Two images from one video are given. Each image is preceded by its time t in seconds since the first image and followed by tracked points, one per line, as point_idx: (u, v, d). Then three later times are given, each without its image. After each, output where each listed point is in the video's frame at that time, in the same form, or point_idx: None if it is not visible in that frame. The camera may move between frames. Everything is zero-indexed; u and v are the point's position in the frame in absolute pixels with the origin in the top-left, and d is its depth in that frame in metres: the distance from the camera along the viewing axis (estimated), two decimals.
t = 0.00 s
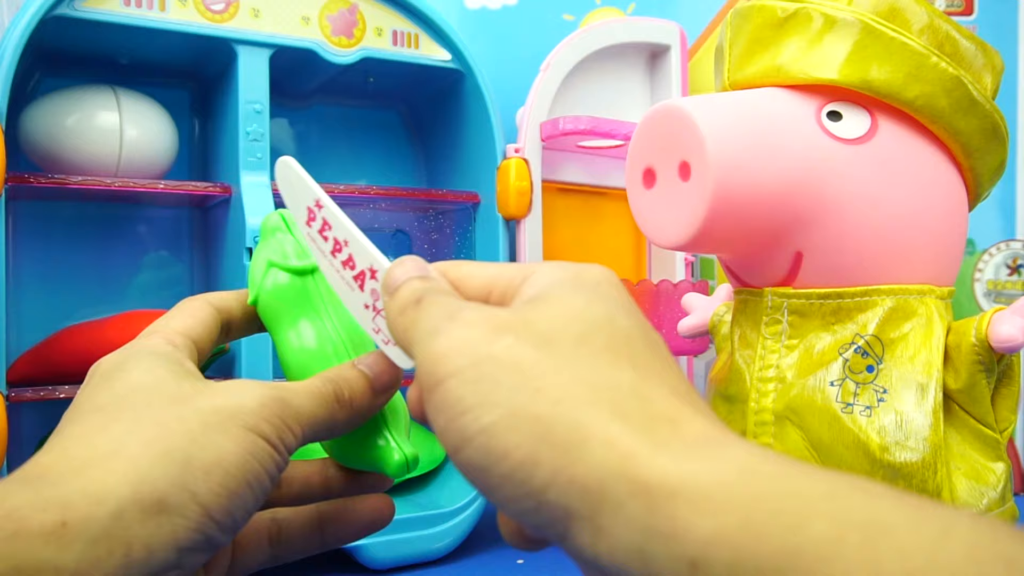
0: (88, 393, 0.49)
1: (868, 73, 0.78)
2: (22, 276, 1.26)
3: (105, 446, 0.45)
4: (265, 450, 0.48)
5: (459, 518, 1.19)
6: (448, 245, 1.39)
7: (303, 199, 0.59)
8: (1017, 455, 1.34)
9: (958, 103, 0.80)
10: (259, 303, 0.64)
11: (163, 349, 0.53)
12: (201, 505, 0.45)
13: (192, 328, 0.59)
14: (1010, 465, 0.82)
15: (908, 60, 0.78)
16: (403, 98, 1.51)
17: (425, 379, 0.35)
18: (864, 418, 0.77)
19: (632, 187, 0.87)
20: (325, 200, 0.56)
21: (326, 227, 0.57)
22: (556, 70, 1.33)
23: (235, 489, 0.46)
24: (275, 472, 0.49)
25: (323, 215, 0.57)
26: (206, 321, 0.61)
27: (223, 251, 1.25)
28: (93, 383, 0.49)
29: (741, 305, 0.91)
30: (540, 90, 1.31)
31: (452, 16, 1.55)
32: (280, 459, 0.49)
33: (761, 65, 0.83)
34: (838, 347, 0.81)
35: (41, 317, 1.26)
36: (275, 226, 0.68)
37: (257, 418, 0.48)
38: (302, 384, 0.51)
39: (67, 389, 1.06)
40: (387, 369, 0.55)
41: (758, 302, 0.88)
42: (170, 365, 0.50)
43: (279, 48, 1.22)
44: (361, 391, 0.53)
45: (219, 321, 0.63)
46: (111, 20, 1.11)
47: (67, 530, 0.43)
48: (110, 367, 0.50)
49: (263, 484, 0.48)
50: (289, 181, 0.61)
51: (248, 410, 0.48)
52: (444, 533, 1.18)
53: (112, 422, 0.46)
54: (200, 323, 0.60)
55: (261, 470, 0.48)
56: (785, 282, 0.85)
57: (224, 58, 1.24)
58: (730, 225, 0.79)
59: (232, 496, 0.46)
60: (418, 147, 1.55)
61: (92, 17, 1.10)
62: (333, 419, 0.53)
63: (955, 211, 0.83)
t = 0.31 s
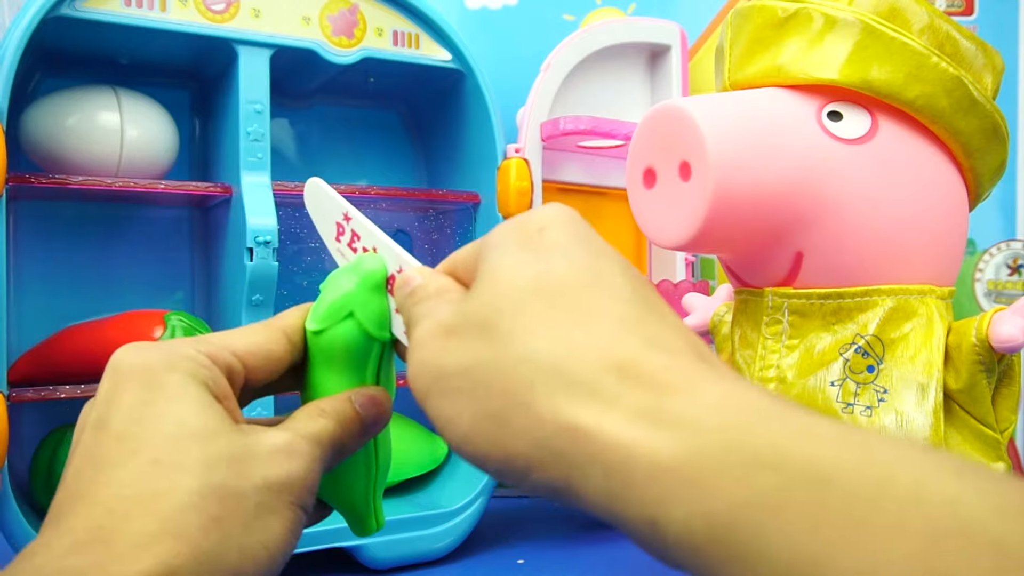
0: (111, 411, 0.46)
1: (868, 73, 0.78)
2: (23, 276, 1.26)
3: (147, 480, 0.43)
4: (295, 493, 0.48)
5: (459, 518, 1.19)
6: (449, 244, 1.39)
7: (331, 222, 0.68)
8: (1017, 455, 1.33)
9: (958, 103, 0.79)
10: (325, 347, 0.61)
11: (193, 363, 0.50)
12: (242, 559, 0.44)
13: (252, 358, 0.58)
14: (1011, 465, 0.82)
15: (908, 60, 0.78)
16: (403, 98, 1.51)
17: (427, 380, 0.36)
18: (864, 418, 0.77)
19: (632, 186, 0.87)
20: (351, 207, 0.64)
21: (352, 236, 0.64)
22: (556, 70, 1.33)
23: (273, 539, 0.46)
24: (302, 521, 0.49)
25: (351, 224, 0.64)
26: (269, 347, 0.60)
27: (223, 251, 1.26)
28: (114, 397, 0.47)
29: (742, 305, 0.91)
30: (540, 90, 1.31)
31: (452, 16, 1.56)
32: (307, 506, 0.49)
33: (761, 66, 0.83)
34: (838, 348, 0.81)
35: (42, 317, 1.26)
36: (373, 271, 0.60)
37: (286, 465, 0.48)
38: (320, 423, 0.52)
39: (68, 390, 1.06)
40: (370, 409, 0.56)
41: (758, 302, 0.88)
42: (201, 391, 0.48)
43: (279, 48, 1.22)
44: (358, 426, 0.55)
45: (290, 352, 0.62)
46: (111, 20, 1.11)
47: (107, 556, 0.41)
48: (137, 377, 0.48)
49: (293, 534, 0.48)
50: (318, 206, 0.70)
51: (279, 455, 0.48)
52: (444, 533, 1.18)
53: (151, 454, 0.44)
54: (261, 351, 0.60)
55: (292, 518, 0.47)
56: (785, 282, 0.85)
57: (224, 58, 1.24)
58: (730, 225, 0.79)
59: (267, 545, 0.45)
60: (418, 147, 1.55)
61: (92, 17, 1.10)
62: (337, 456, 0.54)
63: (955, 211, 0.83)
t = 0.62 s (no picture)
0: (111, 396, 0.43)
1: (868, 73, 0.78)
2: (23, 276, 1.26)
3: (141, 464, 0.40)
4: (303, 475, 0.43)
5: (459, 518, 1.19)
6: (448, 245, 1.39)
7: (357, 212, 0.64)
8: (1018, 455, 1.33)
9: (958, 103, 0.80)
10: (323, 322, 0.60)
11: (200, 343, 0.47)
12: (236, 544, 0.39)
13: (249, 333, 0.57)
14: (1011, 465, 0.82)
15: (908, 60, 0.78)
16: (403, 98, 1.51)
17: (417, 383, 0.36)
18: (864, 418, 0.77)
19: (633, 186, 0.87)
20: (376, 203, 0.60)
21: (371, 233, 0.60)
22: (556, 70, 1.33)
23: (272, 526, 0.41)
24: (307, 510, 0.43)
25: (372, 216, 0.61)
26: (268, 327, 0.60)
27: (223, 251, 1.25)
28: (114, 381, 0.44)
29: (742, 305, 0.91)
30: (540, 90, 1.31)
31: (452, 17, 1.55)
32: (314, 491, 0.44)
33: (760, 65, 0.83)
34: (838, 348, 0.81)
35: (42, 317, 1.26)
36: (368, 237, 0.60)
37: (289, 445, 0.43)
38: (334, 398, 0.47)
39: (68, 390, 1.06)
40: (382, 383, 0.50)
41: (758, 302, 0.88)
42: (211, 370, 0.45)
43: (279, 48, 1.22)
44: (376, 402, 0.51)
45: (287, 332, 0.62)
46: (111, 20, 1.11)
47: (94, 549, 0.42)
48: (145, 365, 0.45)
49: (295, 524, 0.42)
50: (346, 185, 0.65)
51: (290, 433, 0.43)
52: (444, 533, 1.17)
53: (149, 438, 0.40)
54: (265, 329, 0.59)
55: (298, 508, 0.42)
56: (785, 282, 0.85)
57: (224, 58, 1.24)
58: (730, 225, 0.79)
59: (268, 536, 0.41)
60: (418, 146, 1.55)
61: (92, 17, 1.09)
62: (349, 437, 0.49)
63: (955, 211, 0.83)
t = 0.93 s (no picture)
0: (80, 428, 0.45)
1: (868, 73, 0.78)
2: (23, 276, 1.26)
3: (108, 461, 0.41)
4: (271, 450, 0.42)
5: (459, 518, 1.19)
6: (448, 245, 1.39)
7: (309, 247, 0.64)
8: (1018, 455, 1.33)
9: (958, 103, 0.79)
10: (281, 340, 0.62)
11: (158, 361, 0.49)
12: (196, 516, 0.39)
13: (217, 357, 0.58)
14: (1011, 465, 0.82)
15: (908, 59, 0.78)
16: (403, 98, 1.51)
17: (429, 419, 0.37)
18: (864, 418, 0.77)
19: (633, 187, 0.87)
20: (336, 234, 0.61)
21: (332, 264, 0.61)
22: (556, 70, 1.33)
23: (225, 488, 0.40)
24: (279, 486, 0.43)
25: (331, 246, 0.62)
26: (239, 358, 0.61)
27: (224, 251, 1.26)
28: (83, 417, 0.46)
29: (742, 305, 0.91)
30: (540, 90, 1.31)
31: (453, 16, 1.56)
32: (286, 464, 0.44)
33: (760, 66, 0.83)
34: (838, 348, 0.81)
35: (42, 317, 1.26)
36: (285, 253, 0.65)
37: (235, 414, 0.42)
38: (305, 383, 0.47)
39: (68, 390, 1.06)
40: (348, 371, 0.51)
41: (758, 302, 0.88)
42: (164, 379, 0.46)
43: (279, 48, 1.22)
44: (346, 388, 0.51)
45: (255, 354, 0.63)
46: (111, 20, 1.11)
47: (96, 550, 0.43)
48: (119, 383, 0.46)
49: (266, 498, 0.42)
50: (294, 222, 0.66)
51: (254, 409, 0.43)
52: (444, 533, 1.17)
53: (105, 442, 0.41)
54: (234, 352, 0.60)
55: (269, 485, 0.42)
56: (785, 282, 0.85)
57: (224, 58, 1.24)
58: (730, 225, 0.79)
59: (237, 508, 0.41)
60: (419, 146, 1.55)
61: (92, 17, 1.09)
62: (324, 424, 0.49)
63: (955, 211, 0.83)
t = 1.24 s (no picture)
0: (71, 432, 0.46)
1: (868, 73, 0.78)
2: (23, 276, 1.26)
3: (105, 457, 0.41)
4: (264, 411, 0.44)
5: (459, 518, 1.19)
6: (448, 246, 1.37)
7: (360, 174, 0.60)
8: (1018, 455, 1.33)
9: (958, 103, 0.79)
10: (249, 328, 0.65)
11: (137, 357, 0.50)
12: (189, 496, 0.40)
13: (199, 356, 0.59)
14: (1011, 465, 0.82)
15: (908, 59, 0.78)
16: (403, 98, 1.51)
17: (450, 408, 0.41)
18: (864, 418, 0.77)
19: (633, 187, 0.87)
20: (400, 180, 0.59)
21: (381, 205, 0.59)
22: (556, 70, 1.33)
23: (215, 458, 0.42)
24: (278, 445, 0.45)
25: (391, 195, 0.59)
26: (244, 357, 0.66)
27: (223, 251, 1.25)
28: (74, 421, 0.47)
29: (742, 305, 0.91)
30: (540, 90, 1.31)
31: (453, 16, 1.56)
32: (285, 423, 0.46)
33: (760, 66, 0.83)
34: (838, 348, 0.81)
35: (41, 318, 1.26)
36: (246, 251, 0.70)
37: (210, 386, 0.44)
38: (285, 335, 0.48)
39: (68, 389, 1.06)
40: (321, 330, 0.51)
41: (758, 302, 0.88)
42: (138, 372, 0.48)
43: (279, 48, 1.22)
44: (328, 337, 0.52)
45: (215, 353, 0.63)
46: (111, 20, 1.11)
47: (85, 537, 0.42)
48: (105, 379, 0.48)
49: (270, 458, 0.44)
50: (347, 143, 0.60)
51: (232, 378, 0.44)
52: (444, 533, 1.17)
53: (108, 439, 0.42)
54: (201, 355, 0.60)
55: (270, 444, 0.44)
56: (785, 282, 0.85)
57: (224, 58, 1.24)
58: (730, 225, 0.79)
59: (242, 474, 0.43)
60: (418, 146, 1.55)
61: (92, 17, 1.09)
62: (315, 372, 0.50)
63: (955, 211, 0.83)
